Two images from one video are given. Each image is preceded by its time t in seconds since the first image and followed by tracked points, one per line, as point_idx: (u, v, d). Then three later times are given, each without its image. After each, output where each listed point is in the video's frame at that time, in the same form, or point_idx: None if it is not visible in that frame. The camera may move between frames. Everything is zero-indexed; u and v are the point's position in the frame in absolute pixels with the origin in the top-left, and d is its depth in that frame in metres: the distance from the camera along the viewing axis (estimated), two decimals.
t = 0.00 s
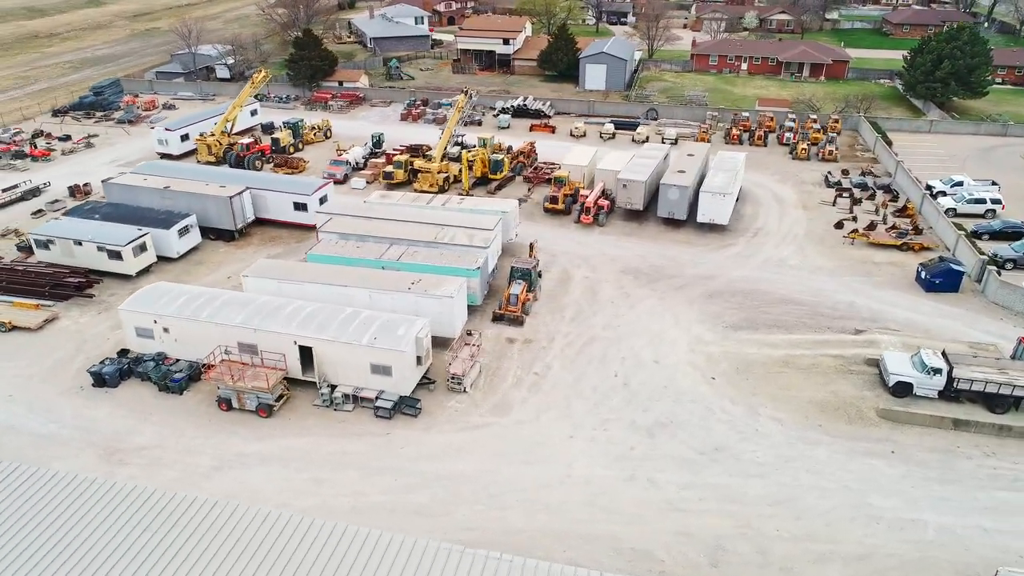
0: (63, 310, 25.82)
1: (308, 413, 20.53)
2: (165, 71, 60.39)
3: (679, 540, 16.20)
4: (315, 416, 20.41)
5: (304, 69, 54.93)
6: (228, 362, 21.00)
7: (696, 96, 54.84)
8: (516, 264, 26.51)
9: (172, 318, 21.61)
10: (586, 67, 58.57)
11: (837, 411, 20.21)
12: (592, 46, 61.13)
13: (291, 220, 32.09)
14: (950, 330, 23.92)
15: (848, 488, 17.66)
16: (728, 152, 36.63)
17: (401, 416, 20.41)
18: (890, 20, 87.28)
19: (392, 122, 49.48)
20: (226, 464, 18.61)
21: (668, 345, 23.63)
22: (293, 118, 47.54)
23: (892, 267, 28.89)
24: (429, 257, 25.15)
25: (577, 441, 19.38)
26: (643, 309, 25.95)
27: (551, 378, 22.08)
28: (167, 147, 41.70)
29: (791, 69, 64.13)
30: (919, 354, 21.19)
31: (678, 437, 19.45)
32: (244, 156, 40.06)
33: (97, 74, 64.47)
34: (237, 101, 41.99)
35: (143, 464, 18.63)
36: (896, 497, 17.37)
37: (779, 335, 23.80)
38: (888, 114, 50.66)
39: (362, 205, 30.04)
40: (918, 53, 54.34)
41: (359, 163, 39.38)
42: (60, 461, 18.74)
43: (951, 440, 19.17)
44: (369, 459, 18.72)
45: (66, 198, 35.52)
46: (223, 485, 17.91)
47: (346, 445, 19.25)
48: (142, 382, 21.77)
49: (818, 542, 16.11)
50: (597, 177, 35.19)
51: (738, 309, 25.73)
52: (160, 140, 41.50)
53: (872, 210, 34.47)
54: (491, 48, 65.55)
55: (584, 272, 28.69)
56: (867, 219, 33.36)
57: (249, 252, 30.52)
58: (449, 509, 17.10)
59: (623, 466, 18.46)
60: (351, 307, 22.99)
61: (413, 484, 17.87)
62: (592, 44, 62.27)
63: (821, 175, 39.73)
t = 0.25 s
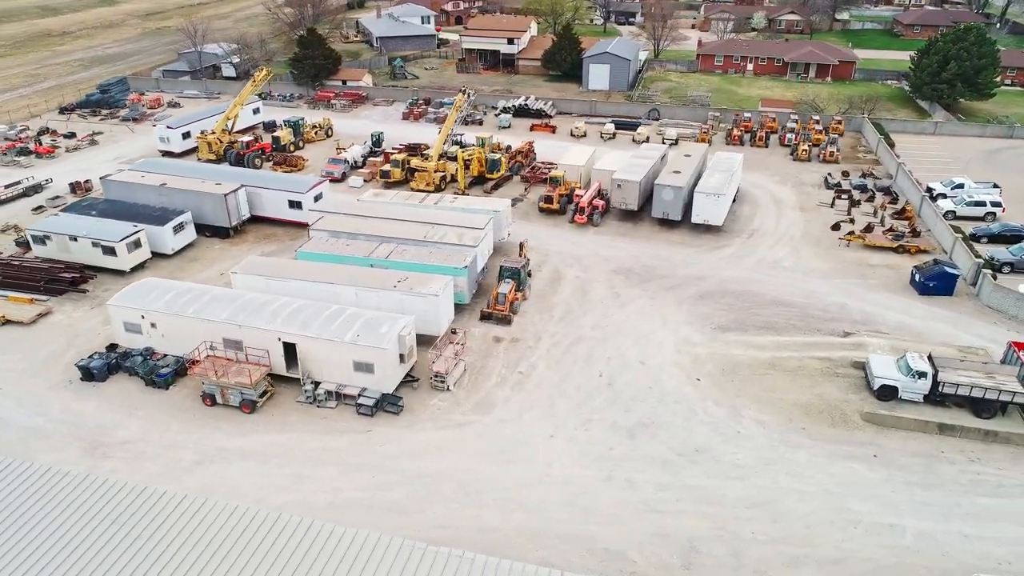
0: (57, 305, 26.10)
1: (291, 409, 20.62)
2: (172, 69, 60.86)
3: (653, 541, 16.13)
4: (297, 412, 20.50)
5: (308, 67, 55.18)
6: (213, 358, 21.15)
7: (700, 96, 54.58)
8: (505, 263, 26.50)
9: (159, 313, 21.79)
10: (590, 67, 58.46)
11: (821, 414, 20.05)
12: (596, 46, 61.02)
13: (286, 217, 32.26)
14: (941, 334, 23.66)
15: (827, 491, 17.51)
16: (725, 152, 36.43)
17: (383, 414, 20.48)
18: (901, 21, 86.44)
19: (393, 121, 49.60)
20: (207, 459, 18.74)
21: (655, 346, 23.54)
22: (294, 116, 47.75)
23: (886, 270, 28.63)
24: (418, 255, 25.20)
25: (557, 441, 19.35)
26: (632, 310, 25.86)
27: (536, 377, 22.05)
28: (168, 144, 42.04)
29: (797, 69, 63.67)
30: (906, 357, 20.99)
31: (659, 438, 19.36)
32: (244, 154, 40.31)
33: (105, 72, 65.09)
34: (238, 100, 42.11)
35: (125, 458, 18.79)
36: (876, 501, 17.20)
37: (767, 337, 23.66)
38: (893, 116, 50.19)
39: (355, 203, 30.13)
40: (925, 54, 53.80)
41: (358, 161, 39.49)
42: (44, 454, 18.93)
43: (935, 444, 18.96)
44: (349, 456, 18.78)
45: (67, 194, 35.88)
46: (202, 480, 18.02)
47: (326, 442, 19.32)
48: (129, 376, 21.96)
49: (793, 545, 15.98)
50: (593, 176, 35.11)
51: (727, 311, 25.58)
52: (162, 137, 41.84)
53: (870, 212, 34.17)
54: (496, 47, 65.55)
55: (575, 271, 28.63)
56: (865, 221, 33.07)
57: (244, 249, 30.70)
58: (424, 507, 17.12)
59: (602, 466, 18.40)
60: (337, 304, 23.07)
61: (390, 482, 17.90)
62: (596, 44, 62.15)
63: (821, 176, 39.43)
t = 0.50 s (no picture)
0: (56, 298, 26.52)
1: (275, 404, 20.79)
2: (186, 67, 61.61)
3: (625, 543, 16.04)
4: (282, 407, 20.66)
5: (318, 67, 55.55)
6: (201, 352, 21.37)
7: (709, 97, 54.19)
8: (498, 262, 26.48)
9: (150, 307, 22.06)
10: (599, 67, 58.29)
11: (806, 419, 19.82)
12: (607, 46, 60.82)
13: (285, 214, 32.51)
14: (937, 340, 23.28)
15: (806, 497, 17.31)
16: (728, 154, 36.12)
17: (366, 410, 20.57)
18: (920, 23, 85.20)
19: (400, 120, 49.79)
20: (190, 452, 18.94)
21: (643, 347, 23.41)
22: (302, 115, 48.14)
23: (886, 274, 28.23)
24: (410, 253, 25.28)
25: (538, 441, 19.31)
26: (624, 311, 25.73)
27: (521, 376, 22.02)
28: (176, 141, 42.55)
29: (810, 71, 62.95)
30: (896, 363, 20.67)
31: (640, 440, 19.25)
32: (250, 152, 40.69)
33: (122, 69, 66.07)
34: (246, 98, 42.34)
35: (110, 450, 19.04)
36: (855, 508, 16.98)
37: (757, 340, 23.45)
38: (905, 119, 49.45)
39: (353, 201, 30.29)
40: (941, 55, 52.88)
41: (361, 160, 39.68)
42: (31, 444, 19.25)
43: (921, 452, 18.66)
44: (329, 452, 18.89)
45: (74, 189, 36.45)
46: (184, 472, 18.23)
47: (308, 437, 19.45)
48: (120, 369, 22.27)
49: (767, 550, 15.82)
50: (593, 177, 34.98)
51: (720, 313, 25.37)
52: (170, 134, 42.36)
53: (874, 215, 33.70)
54: (507, 47, 65.56)
55: (570, 272, 28.56)
56: (868, 224, 32.62)
57: (243, 245, 30.98)
58: (399, 504, 17.17)
59: (580, 467, 18.34)
60: (327, 301, 23.21)
61: (367, 478, 17.98)
62: (607, 44, 61.96)
63: (827, 179, 38.96)
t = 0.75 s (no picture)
0: (55, 292, 26.88)
1: (262, 400, 20.94)
2: (197, 65, 62.21)
3: (600, 544, 15.96)
4: (268, 403, 20.80)
5: (326, 66, 55.85)
6: (190, 348, 21.55)
7: (716, 98, 53.88)
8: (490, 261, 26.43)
9: (142, 302, 22.28)
10: (606, 67, 58.13)
11: (791, 422, 19.63)
12: (614, 46, 60.64)
13: (284, 211, 32.71)
14: (930, 344, 22.99)
15: (787, 500, 17.14)
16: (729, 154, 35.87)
17: (351, 407, 20.66)
18: (936, 24, 84.15)
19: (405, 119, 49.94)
20: (174, 445, 19.12)
21: (632, 348, 23.31)
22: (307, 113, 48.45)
23: (884, 277, 27.90)
24: (401, 250, 25.34)
25: (520, 440, 19.28)
26: (615, 311, 25.64)
27: (508, 375, 22.00)
28: (182, 138, 42.96)
29: (820, 72, 62.34)
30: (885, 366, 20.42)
31: (622, 441, 19.17)
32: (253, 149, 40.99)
33: (135, 67, 66.84)
34: (250, 97, 42.68)
35: (96, 442, 19.26)
36: (835, 512, 16.79)
37: (748, 342, 23.26)
38: (915, 120, 48.84)
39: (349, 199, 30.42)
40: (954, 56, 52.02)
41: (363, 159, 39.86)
42: (20, 435, 19.51)
43: (906, 457, 18.43)
44: (311, 447, 18.98)
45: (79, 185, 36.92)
46: (167, 466, 18.40)
47: (291, 433, 19.56)
48: (112, 363, 22.52)
49: (743, 553, 15.68)
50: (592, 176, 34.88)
51: (712, 314, 25.20)
52: (176, 131, 42.78)
53: (876, 217, 33.31)
54: (515, 47, 65.56)
55: (563, 271, 28.49)
56: (869, 227, 32.26)
57: (241, 241, 31.22)
58: (377, 500, 17.22)
59: (560, 467, 18.29)
60: (317, 297, 23.32)
61: (347, 474, 18.04)
62: (615, 44, 61.77)
63: (830, 181, 38.58)
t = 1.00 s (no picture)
0: (61, 284, 27.41)
1: (253, 393, 21.17)
2: (215, 63, 63.02)
3: (577, 544, 15.90)
4: (259, 397, 21.02)
5: (341, 64, 56.18)
6: (185, 341, 21.84)
7: (731, 99, 53.40)
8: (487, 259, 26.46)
9: (139, 294, 22.63)
10: (620, 67, 57.87)
11: (780, 426, 19.40)
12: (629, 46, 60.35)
13: (288, 208, 33.03)
14: (929, 350, 22.57)
15: (770, 505, 16.93)
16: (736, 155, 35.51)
17: (341, 402, 20.80)
18: (962, 25, 82.55)
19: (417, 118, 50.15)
20: (165, 436, 19.40)
21: (625, 348, 23.18)
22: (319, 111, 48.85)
23: (888, 282, 27.44)
24: (398, 248, 25.45)
25: (505, 438, 19.27)
26: (611, 311, 25.52)
27: (498, 373, 22.00)
28: (194, 135, 43.54)
29: (838, 73, 61.46)
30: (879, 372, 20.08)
31: (607, 441, 19.08)
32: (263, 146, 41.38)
33: (156, 65, 67.91)
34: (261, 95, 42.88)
35: (90, 431, 19.60)
36: (818, 518, 16.56)
37: (742, 345, 23.03)
38: (932, 123, 47.96)
39: (352, 196, 30.62)
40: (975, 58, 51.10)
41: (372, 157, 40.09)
42: (17, 423, 19.91)
43: (896, 464, 18.11)
44: (298, 441, 19.15)
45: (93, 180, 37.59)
46: (156, 456, 18.67)
47: (279, 426, 19.74)
48: (110, 354, 22.92)
49: (721, 557, 15.53)
50: (597, 176, 34.73)
51: (708, 316, 24.98)
52: (188, 128, 43.36)
53: (884, 221, 32.77)
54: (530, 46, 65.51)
55: (562, 271, 28.42)
56: (876, 230, 31.76)
57: (245, 237, 31.58)
58: (358, 495, 17.32)
59: (543, 466, 18.26)
60: (311, 293, 23.52)
61: (331, 468, 18.17)
62: (629, 44, 61.49)
63: (841, 183, 38.03)
